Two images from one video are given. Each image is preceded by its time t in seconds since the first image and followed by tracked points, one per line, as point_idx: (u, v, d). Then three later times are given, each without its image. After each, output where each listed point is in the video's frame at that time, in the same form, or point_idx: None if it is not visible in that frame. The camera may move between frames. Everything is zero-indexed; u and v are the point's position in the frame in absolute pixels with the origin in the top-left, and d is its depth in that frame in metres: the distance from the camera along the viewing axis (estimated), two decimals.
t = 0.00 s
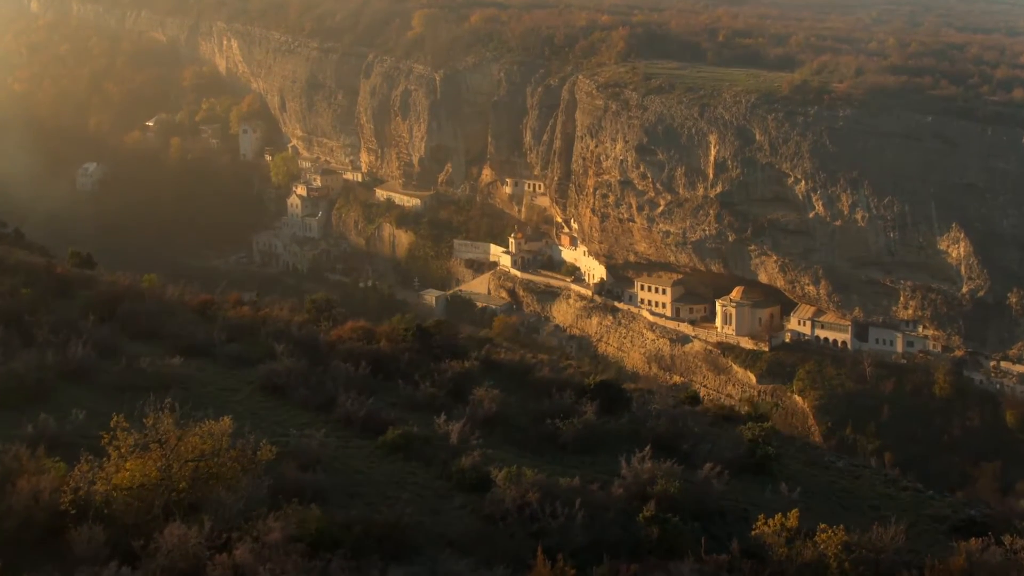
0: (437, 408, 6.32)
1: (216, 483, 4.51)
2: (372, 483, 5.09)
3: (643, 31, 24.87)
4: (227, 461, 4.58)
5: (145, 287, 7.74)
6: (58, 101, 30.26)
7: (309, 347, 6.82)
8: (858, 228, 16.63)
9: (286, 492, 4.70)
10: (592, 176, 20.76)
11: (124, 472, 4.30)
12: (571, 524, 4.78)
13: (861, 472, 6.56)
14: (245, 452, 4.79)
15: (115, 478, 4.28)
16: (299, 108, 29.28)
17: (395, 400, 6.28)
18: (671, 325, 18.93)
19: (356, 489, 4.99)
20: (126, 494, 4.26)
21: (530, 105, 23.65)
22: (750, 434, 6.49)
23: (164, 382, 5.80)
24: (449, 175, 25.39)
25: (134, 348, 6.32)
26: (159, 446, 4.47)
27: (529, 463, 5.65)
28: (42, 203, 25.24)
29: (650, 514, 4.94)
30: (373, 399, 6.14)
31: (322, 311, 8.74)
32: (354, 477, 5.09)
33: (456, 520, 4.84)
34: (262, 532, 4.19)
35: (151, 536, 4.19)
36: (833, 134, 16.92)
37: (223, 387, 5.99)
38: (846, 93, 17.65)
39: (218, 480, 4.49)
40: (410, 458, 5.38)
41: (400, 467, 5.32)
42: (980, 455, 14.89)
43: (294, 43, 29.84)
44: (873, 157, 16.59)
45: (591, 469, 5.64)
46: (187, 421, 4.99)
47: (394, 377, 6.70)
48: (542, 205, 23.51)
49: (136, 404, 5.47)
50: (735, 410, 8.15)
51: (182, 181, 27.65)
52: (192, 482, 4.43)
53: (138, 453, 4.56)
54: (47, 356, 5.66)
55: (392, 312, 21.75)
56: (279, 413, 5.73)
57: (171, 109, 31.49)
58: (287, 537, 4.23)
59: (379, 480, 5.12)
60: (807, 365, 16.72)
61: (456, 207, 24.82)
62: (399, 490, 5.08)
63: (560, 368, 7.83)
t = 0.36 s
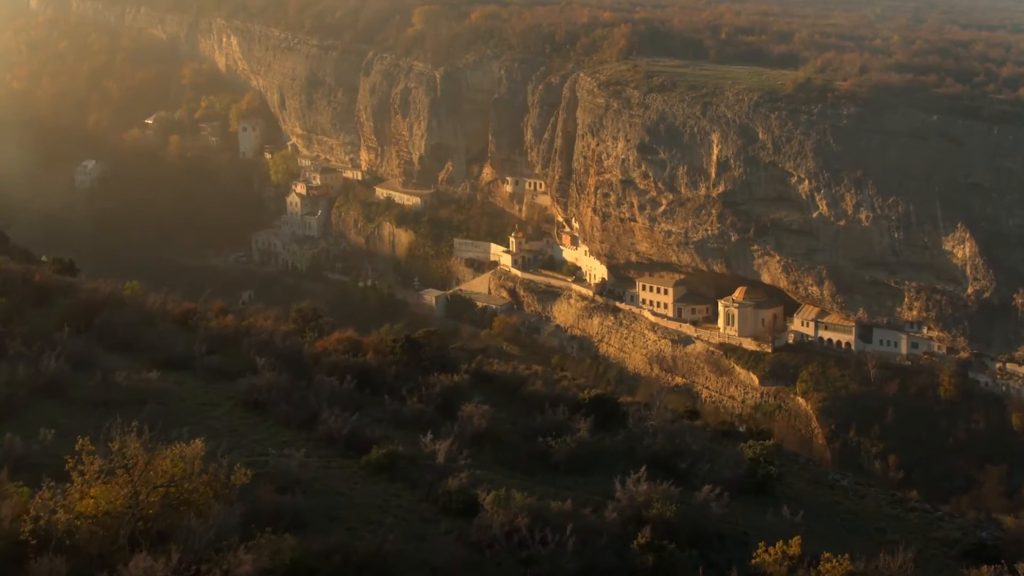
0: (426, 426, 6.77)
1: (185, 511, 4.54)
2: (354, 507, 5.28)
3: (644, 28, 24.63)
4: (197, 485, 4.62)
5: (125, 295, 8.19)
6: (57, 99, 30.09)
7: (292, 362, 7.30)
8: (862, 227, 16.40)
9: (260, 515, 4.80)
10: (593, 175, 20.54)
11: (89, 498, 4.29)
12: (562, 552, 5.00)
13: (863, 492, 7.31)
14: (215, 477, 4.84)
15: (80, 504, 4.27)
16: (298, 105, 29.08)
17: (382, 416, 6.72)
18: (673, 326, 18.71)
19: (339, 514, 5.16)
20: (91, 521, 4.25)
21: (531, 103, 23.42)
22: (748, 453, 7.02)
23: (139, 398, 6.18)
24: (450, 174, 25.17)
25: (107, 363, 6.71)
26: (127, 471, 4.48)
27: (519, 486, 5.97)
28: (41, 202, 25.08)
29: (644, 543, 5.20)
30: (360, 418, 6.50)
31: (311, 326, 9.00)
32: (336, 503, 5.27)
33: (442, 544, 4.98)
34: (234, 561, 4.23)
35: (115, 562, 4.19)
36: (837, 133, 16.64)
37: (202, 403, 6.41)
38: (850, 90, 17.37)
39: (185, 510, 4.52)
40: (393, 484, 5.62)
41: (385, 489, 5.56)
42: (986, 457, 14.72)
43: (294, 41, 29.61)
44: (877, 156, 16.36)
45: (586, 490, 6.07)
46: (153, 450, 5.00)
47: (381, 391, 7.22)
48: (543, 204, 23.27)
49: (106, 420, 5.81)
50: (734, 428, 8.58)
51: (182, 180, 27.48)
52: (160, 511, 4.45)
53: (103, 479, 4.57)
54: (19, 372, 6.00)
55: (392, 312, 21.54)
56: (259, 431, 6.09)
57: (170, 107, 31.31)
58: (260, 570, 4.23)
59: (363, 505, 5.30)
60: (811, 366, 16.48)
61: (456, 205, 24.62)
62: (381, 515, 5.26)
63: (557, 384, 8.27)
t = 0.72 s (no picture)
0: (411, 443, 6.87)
1: (151, 538, 4.24)
2: (332, 533, 5.46)
3: (646, 25, 24.37)
4: (166, 511, 4.26)
5: (104, 304, 8.31)
6: (55, 97, 29.91)
7: (274, 375, 7.43)
8: (866, 227, 16.15)
9: (233, 542, 4.97)
10: (594, 174, 20.30)
11: (47, 525, 3.97)
12: None
13: (870, 512, 7.50)
14: (187, 499, 4.49)
15: (36, 533, 3.97)
16: (298, 103, 28.90)
17: (366, 432, 6.83)
18: (675, 327, 18.47)
19: (317, 540, 5.36)
20: (49, 552, 3.96)
21: (532, 101, 23.19)
22: (747, 474, 7.17)
23: (111, 414, 6.32)
24: (450, 172, 24.96)
25: (79, 376, 6.85)
26: (93, 495, 4.10)
27: (505, 507, 6.12)
28: (39, 200, 24.91)
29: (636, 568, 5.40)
30: (345, 435, 6.63)
31: (296, 338, 8.95)
32: (314, 527, 5.48)
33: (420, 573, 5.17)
34: None
35: None
36: (841, 133, 16.37)
37: (177, 418, 6.55)
38: (854, 88, 17.11)
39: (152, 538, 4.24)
40: (374, 505, 5.81)
41: (365, 513, 5.73)
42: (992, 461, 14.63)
43: (293, 38, 29.38)
44: (882, 155, 16.11)
45: (578, 513, 6.26)
46: (115, 465, 4.67)
47: (365, 406, 7.31)
48: (544, 203, 23.04)
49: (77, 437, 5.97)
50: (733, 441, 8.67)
51: (182, 177, 27.32)
52: (125, 537, 4.15)
53: (65, 504, 4.27)
54: None
55: (392, 312, 21.32)
56: (237, 449, 6.23)
57: (170, 104, 31.13)
58: None
59: (341, 530, 5.51)
60: (814, 367, 16.21)
61: (456, 204, 24.42)
62: (358, 539, 5.45)
63: (552, 398, 8.25)
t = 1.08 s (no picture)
0: (393, 461, 6.71)
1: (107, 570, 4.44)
2: (306, 559, 5.36)
3: (648, 22, 24.11)
4: (127, 540, 4.48)
5: (82, 314, 8.21)
6: (54, 94, 29.73)
7: (252, 389, 7.22)
8: (869, 227, 15.88)
9: (198, 567, 4.89)
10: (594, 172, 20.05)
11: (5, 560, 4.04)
12: None
13: (874, 533, 7.34)
14: (148, 530, 4.72)
15: None
16: (297, 100, 28.68)
17: (347, 450, 6.69)
18: (676, 327, 18.28)
19: (289, 566, 5.26)
20: None
21: (532, 98, 22.94)
22: (745, 496, 7.00)
23: (83, 433, 6.20)
24: (449, 170, 24.73)
25: (48, 393, 6.71)
26: (50, 524, 4.33)
27: (489, 532, 6.00)
28: (37, 197, 24.75)
29: None
30: (324, 455, 6.50)
31: (277, 347, 8.65)
32: (287, 552, 5.37)
33: None
34: None
35: None
36: (845, 131, 16.08)
37: (149, 436, 6.45)
38: (858, 85, 16.80)
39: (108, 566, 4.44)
40: (350, 529, 5.69)
41: (341, 537, 5.61)
42: (998, 466, 14.41)
43: (293, 34, 29.13)
44: (887, 153, 15.83)
45: (566, 538, 6.14)
46: (59, 493, 4.82)
47: (347, 422, 7.15)
48: (544, 201, 22.81)
49: (47, 461, 5.83)
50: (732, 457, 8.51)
51: (180, 175, 27.14)
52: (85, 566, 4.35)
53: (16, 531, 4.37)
54: None
55: (391, 311, 21.11)
56: (210, 468, 6.12)
57: (169, 101, 30.93)
58: None
59: (314, 555, 5.40)
60: (817, 368, 15.99)
61: (456, 203, 24.23)
62: (332, 565, 5.35)
63: (541, 412, 8.07)
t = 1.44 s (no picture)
0: (373, 485, 6.54)
1: None
2: None
3: (649, 20, 23.84)
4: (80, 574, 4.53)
5: (58, 328, 8.07)
6: (51, 92, 29.56)
7: (228, 407, 7.07)
8: (873, 227, 15.63)
9: None
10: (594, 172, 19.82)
11: None
12: None
13: (877, 561, 7.26)
14: (105, 564, 4.76)
15: None
16: (296, 99, 28.46)
17: (326, 473, 6.53)
18: (676, 329, 18.07)
19: None
20: None
21: (532, 97, 22.69)
22: (742, 521, 6.80)
23: (46, 454, 6.09)
24: (449, 169, 24.50)
25: (14, 412, 6.59)
26: None
27: (471, 562, 5.85)
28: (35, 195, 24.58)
29: None
30: (300, 478, 6.33)
31: (257, 361, 8.50)
32: None
33: None
34: None
35: None
36: (848, 131, 15.82)
37: (118, 458, 6.31)
38: (862, 84, 16.52)
39: None
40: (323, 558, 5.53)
41: (313, 568, 5.45)
42: (1003, 470, 14.16)
43: (292, 32, 28.89)
44: (891, 153, 15.56)
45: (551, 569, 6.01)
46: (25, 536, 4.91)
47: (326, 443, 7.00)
48: (544, 201, 22.57)
49: (7, 485, 5.74)
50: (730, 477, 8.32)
51: (179, 174, 26.96)
52: None
53: None
54: None
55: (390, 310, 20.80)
56: (180, 493, 5.98)
57: (167, 99, 30.75)
58: None
59: None
60: (819, 371, 15.77)
61: (455, 203, 24.02)
62: None
63: (529, 431, 7.83)
